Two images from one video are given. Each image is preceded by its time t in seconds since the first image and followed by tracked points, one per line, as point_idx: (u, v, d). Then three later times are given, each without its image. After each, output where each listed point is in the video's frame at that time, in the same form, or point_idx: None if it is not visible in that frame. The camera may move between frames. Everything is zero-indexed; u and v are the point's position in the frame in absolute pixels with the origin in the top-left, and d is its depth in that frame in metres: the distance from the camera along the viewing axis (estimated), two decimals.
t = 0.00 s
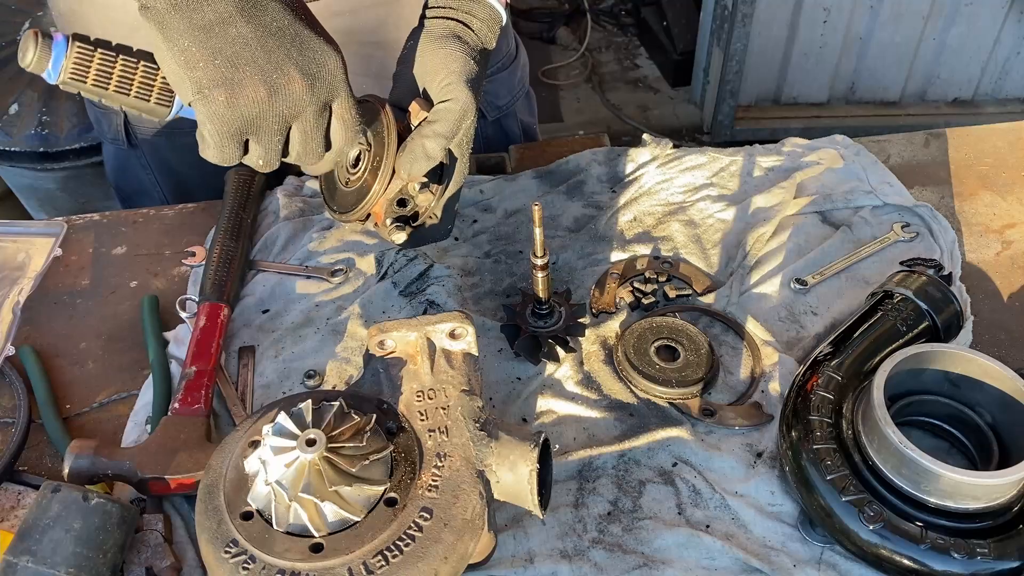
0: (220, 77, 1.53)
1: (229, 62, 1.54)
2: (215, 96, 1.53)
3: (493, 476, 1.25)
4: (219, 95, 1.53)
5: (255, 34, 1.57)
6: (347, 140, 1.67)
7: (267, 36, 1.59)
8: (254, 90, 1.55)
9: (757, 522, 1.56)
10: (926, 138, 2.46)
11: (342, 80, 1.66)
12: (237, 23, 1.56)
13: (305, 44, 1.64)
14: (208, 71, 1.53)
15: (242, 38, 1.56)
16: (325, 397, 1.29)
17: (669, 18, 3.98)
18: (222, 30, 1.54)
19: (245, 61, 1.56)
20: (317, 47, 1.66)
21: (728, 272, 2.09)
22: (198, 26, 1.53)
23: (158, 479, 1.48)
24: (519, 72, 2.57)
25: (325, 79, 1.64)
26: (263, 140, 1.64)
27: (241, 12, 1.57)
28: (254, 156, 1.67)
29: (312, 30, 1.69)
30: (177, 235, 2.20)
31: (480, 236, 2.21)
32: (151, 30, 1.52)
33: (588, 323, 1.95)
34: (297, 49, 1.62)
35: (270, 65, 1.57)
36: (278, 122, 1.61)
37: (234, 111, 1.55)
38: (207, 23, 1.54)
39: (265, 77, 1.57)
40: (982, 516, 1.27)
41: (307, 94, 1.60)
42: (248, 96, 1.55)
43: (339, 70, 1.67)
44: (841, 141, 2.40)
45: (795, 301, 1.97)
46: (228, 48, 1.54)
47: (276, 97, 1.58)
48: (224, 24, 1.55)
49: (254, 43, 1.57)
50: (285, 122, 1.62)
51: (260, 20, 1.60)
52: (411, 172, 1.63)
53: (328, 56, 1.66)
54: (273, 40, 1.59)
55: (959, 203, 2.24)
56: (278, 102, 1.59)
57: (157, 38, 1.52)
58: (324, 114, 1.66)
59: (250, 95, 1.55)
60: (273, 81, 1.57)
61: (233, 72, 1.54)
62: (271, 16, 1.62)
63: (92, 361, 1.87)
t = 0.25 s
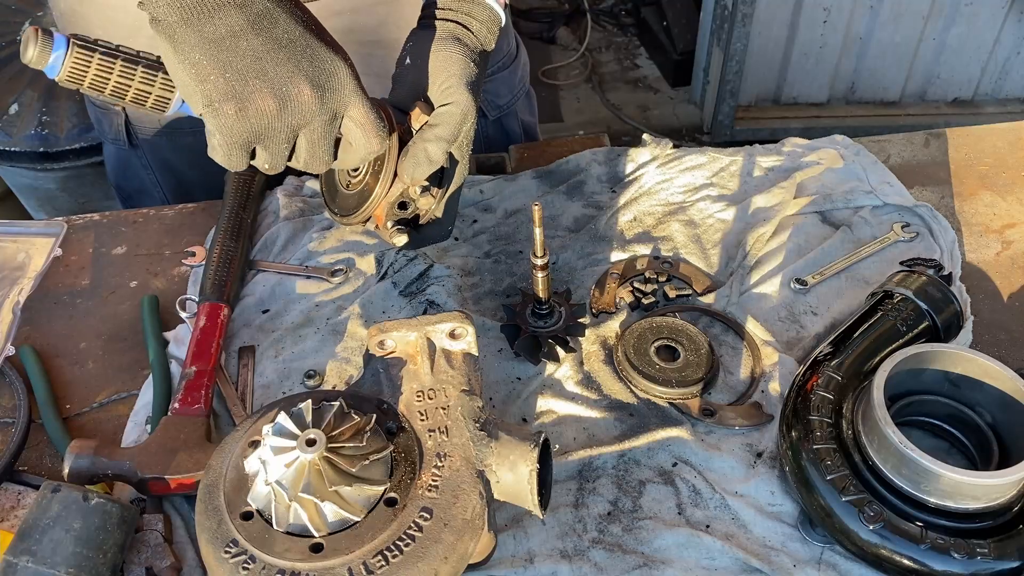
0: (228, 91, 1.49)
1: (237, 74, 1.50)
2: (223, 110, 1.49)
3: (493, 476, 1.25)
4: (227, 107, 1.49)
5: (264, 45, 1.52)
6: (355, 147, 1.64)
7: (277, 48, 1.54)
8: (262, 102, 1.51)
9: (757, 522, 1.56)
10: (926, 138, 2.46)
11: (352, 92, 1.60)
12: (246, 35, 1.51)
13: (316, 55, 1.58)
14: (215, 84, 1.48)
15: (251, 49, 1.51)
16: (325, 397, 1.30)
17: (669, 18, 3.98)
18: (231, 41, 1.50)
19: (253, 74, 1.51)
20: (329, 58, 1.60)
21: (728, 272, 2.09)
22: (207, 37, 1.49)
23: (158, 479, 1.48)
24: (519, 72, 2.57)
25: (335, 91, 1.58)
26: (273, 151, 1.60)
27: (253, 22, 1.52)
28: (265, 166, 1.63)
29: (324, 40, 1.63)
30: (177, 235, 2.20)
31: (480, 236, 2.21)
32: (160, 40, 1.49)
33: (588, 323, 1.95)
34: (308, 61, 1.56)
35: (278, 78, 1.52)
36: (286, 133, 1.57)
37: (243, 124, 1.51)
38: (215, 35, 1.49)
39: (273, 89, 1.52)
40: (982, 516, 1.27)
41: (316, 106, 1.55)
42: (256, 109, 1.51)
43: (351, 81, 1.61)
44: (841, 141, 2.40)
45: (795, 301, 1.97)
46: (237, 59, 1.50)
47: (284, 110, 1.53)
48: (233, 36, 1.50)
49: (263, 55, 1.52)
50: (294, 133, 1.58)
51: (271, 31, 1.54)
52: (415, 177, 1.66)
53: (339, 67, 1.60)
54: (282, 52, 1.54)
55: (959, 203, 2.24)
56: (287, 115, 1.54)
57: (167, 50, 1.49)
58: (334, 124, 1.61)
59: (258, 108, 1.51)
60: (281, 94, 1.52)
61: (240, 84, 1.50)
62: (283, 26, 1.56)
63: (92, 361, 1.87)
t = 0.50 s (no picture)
0: (236, 97, 1.49)
1: (244, 81, 1.49)
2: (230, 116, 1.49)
3: (493, 476, 1.25)
4: (235, 113, 1.49)
5: (271, 50, 1.51)
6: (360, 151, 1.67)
7: (284, 53, 1.52)
8: (270, 109, 1.50)
9: (757, 522, 1.56)
10: (926, 138, 2.46)
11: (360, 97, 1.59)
12: (253, 40, 1.50)
13: (323, 59, 1.57)
14: (224, 91, 1.49)
15: (258, 55, 1.50)
16: (325, 397, 1.29)
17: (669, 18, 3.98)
18: (238, 48, 1.49)
19: (260, 80, 1.50)
20: (337, 62, 1.58)
21: (728, 272, 2.09)
22: (215, 44, 1.48)
23: (158, 479, 1.48)
24: (520, 73, 2.57)
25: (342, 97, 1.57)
26: (282, 156, 1.60)
27: (261, 27, 1.51)
28: (275, 170, 1.64)
29: (332, 44, 1.61)
30: (177, 235, 2.20)
31: (480, 236, 2.21)
32: (168, 46, 1.50)
33: (588, 323, 1.95)
34: (315, 66, 1.55)
35: (285, 84, 1.51)
36: (294, 140, 1.56)
37: (250, 130, 1.51)
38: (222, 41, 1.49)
39: (280, 95, 1.51)
40: (982, 516, 1.27)
41: (323, 111, 1.54)
42: (264, 115, 1.51)
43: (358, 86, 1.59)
44: (841, 141, 2.40)
45: (795, 301, 1.97)
46: (244, 64, 1.49)
47: (292, 117, 1.52)
48: (241, 42, 1.49)
49: (270, 60, 1.51)
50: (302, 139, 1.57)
51: (279, 36, 1.53)
52: (421, 184, 1.72)
53: (346, 72, 1.58)
54: (289, 57, 1.53)
55: (959, 203, 2.24)
56: (294, 121, 1.53)
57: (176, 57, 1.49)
58: (343, 129, 1.60)
59: (265, 114, 1.50)
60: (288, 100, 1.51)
61: (247, 91, 1.49)
62: (291, 31, 1.55)
63: (92, 361, 1.87)
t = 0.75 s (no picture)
0: (245, 98, 1.48)
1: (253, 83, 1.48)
2: (240, 118, 1.47)
3: (493, 476, 1.25)
4: (244, 115, 1.47)
5: (279, 54, 1.51)
6: (362, 159, 1.66)
7: (292, 56, 1.52)
8: (279, 110, 1.49)
9: (757, 522, 1.56)
10: (926, 138, 2.46)
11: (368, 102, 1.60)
12: (262, 44, 1.50)
13: (331, 64, 1.57)
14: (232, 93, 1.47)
15: (267, 58, 1.50)
16: (325, 397, 1.30)
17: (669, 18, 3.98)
18: (247, 51, 1.49)
19: (269, 83, 1.49)
20: (344, 67, 1.59)
21: (728, 272, 2.09)
22: (223, 48, 1.48)
23: (158, 479, 1.48)
24: (520, 73, 2.57)
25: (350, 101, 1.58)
26: (288, 160, 1.58)
27: (269, 31, 1.52)
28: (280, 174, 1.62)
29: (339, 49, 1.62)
30: (177, 235, 2.20)
31: (480, 236, 2.21)
32: (178, 50, 1.49)
33: (588, 323, 1.95)
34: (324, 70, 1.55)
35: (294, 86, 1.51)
36: (302, 142, 1.55)
37: (260, 132, 1.49)
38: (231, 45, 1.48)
39: (289, 97, 1.50)
40: (982, 516, 1.27)
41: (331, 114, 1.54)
42: (273, 117, 1.49)
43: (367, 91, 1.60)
44: (841, 141, 2.40)
45: (795, 301, 1.97)
46: (254, 68, 1.49)
47: (301, 119, 1.52)
48: (249, 45, 1.49)
49: (279, 63, 1.50)
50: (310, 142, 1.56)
51: (287, 40, 1.53)
52: (426, 193, 1.70)
53: (354, 77, 1.59)
54: (298, 60, 1.52)
55: (959, 203, 2.24)
56: (303, 123, 1.52)
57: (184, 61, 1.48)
58: (349, 132, 1.60)
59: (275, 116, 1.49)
60: (297, 102, 1.51)
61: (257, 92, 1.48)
62: (298, 35, 1.55)
63: (92, 361, 1.87)
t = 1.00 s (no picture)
0: (256, 107, 1.49)
1: (264, 92, 1.50)
2: (251, 126, 1.49)
3: (493, 476, 1.25)
4: (254, 124, 1.49)
5: (290, 62, 1.51)
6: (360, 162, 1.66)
7: (304, 66, 1.53)
8: (288, 120, 1.52)
9: (757, 522, 1.56)
10: (926, 138, 2.46)
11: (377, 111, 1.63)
12: (273, 51, 1.50)
13: (341, 72, 1.58)
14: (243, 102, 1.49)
15: (278, 66, 1.50)
16: (325, 397, 1.29)
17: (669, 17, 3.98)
18: (259, 59, 1.49)
19: (280, 92, 1.51)
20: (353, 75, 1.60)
21: (728, 272, 2.09)
22: (235, 54, 1.47)
23: (158, 479, 1.48)
24: (521, 73, 2.57)
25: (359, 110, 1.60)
26: (293, 164, 1.61)
27: (281, 38, 1.51)
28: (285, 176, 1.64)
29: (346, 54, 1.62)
30: (177, 234, 2.20)
31: (480, 236, 2.21)
32: (187, 54, 1.48)
33: (588, 323, 1.95)
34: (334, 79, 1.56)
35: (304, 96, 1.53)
36: (310, 149, 1.58)
37: (267, 141, 1.52)
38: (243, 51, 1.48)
39: (298, 107, 1.52)
40: (982, 516, 1.27)
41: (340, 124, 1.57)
42: (283, 126, 1.52)
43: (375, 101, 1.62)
44: (841, 141, 2.40)
45: (795, 301, 1.97)
46: (265, 76, 1.49)
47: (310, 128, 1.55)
48: (261, 53, 1.49)
49: (291, 73, 1.51)
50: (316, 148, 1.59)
51: (298, 48, 1.53)
52: (422, 195, 1.70)
53: (363, 85, 1.61)
54: (308, 69, 1.53)
55: (959, 203, 2.24)
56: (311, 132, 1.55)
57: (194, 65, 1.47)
58: (358, 140, 1.63)
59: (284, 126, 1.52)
60: (306, 112, 1.53)
61: (268, 102, 1.50)
62: (309, 42, 1.55)
63: (92, 361, 1.87)
